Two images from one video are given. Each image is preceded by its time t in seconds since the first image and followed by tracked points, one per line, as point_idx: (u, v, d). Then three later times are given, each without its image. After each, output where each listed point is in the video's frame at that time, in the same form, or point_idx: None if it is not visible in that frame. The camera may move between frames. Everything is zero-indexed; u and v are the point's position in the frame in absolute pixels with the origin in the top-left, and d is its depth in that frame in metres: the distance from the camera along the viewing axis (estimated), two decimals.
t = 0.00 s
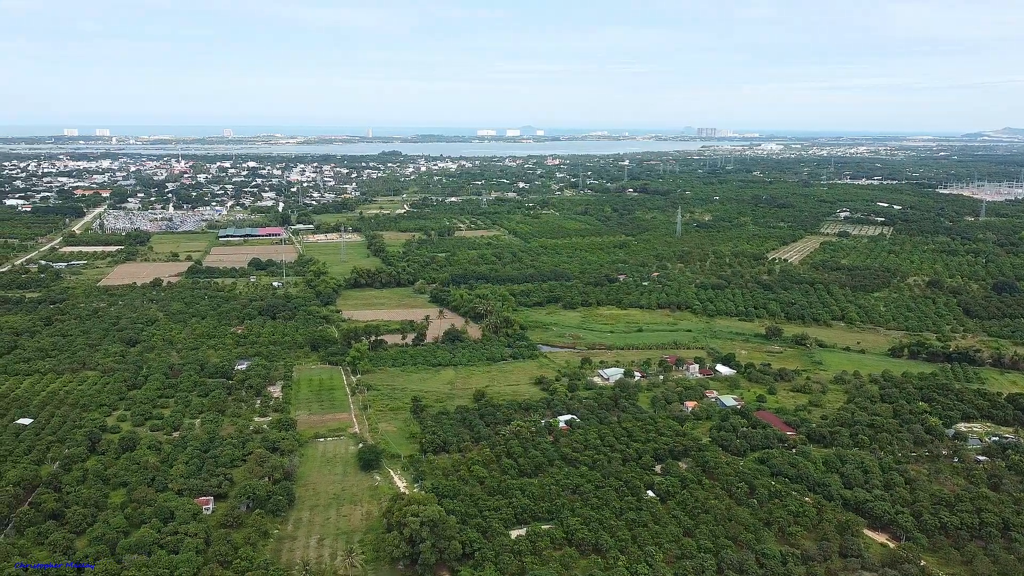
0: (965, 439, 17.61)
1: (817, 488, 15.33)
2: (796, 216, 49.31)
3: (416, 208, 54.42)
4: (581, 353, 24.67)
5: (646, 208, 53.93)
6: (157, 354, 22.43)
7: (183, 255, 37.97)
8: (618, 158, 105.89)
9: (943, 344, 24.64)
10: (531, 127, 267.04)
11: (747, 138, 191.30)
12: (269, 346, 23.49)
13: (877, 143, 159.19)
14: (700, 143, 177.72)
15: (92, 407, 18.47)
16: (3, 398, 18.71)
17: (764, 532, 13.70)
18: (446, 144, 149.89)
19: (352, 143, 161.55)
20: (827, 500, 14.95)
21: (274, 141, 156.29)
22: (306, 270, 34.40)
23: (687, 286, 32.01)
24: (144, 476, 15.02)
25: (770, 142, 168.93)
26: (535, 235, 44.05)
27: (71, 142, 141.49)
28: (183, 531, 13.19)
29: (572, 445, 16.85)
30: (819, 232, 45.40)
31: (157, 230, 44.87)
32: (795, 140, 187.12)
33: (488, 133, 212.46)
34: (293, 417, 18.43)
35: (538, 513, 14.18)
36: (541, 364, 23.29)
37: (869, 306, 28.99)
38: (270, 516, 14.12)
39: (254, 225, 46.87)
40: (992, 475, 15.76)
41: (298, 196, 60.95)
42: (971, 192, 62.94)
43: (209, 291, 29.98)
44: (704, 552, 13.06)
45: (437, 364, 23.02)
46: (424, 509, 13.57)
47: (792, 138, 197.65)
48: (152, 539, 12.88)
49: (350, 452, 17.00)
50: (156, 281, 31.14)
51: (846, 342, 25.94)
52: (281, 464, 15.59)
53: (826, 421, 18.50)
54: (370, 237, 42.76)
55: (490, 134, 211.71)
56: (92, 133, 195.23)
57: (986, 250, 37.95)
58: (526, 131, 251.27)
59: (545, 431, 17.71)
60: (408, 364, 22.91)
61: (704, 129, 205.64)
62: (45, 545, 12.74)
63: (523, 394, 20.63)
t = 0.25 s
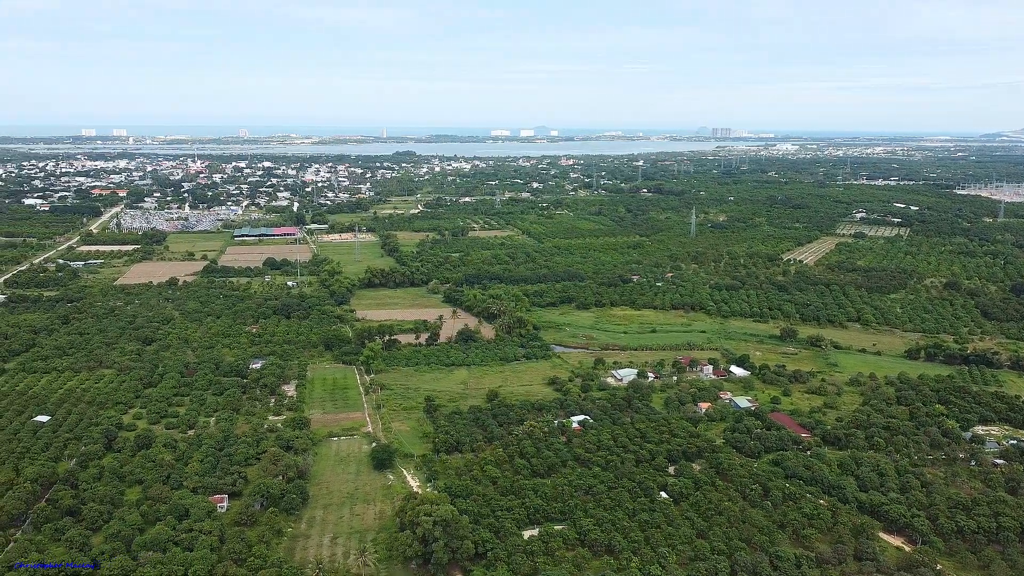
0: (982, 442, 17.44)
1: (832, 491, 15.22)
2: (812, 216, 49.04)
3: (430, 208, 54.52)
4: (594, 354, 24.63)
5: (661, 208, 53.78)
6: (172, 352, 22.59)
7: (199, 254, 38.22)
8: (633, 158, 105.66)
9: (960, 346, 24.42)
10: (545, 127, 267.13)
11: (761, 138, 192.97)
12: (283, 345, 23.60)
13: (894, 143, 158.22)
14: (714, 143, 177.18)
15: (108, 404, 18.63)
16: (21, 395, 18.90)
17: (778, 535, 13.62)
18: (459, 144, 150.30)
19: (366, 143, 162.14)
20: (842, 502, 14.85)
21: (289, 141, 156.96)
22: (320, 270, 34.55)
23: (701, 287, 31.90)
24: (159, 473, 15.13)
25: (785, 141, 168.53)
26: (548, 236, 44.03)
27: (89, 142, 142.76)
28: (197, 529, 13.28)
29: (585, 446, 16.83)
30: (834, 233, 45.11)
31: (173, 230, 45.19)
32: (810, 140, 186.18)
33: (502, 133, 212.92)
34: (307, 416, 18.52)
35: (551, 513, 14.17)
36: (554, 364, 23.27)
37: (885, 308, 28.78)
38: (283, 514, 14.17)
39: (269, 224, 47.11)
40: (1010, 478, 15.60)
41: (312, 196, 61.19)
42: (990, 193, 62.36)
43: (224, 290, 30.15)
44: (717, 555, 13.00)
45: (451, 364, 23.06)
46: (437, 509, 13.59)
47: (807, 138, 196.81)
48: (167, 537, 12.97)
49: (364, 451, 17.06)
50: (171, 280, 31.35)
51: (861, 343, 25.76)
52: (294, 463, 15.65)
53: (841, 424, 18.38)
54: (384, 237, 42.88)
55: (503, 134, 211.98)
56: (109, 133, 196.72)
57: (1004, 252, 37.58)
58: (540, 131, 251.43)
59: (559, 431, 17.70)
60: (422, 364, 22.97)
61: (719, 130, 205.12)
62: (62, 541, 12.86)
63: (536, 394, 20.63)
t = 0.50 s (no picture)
0: (1000, 446, 17.27)
1: (847, 493, 15.12)
2: (827, 217, 48.73)
3: (444, 208, 54.62)
4: (607, 354, 24.59)
5: (675, 208, 53.62)
6: (188, 351, 22.74)
7: (214, 254, 38.46)
8: (647, 159, 105.38)
9: (978, 349, 24.19)
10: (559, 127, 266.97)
11: (777, 138, 192.28)
12: (298, 345, 23.71)
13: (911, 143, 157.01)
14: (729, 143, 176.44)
15: (124, 402, 18.78)
16: (39, 393, 19.09)
17: (792, 537, 13.55)
18: (473, 144, 150.37)
19: (381, 143, 162.66)
20: (857, 505, 14.74)
21: (304, 141, 157.65)
22: (335, 270, 34.68)
23: (715, 288, 31.78)
24: (174, 471, 15.24)
25: (800, 142, 167.57)
26: (562, 236, 44.00)
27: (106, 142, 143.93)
28: (212, 526, 13.36)
29: (598, 446, 16.80)
30: (851, 233, 44.81)
31: (189, 229, 45.49)
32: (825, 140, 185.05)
33: (516, 133, 213.08)
34: (321, 415, 18.60)
35: (564, 514, 14.15)
36: (567, 365, 23.25)
37: (902, 310, 28.55)
38: (297, 513, 14.24)
39: (284, 224, 47.35)
40: None
41: (327, 196, 61.45)
42: (1009, 194, 61.72)
43: (239, 289, 30.32)
44: (730, 556, 12.95)
45: (464, 364, 23.10)
46: (450, 509, 13.61)
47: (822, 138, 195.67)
48: (182, 534, 13.06)
49: (377, 450, 17.11)
50: (187, 279, 31.56)
51: (877, 345, 25.58)
52: (308, 462, 15.72)
53: (857, 426, 18.25)
54: (398, 237, 42.99)
55: (517, 134, 212.08)
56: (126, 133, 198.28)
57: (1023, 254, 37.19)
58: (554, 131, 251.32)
59: (572, 431, 17.69)
60: (435, 363, 23.02)
61: (733, 130, 204.29)
62: (79, 538, 12.97)
63: (549, 394, 20.62)
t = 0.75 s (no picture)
0: (1018, 449, 17.09)
1: (862, 496, 15.01)
2: (843, 218, 48.41)
3: (458, 208, 54.70)
4: (621, 355, 24.54)
5: (689, 209, 53.46)
6: (203, 350, 22.89)
7: (229, 253, 38.68)
8: (661, 159, 105.10)
9: (996, 351, 23.95)
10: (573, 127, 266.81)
11: (792, 138, 193.20)
12: (312, 344, 23.81)
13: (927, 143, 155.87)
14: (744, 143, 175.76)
15: (140, 400, 18.93)
16: (56, 391, 19.27)
17: (807, 540, 13.47)
18: (486, 144, 150.56)
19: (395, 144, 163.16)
20: (872, 508, 14.63)
21: (319, 141, 158.22)
22: (349, 269, 34.80)
23: (730, 289, 31.64)
24: (189, 469, 15.34)
25: (816, 142, 166.72)
26: (576, 236, 43.95)
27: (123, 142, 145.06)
28: (226, 524, 13.45)
29: (611, 447, 16.77)
30: (866, 234, 44.50)
31: (205, 229, 45.78)
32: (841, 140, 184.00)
33: (530, 133, 213.42)
34: (335, 414, 18.66)
35: (577, 514, 14.13)
36: (581, 365, 23.22)
37: (919, 311, 28.33)
38: (311, 511, 14.30)
39: (298, 224, 47.57)
40: None
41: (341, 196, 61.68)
42: None
43: (254, 288, 30.48)
44: (744, 558, 12.90)
45: (477, 364, 23.12)
46: (463, 508, 13.62)
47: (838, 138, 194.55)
48: (197, 531, 13.14)
49: (390, 449, 17.16)
50: (203, 278, 31.78)
51: (893, 347, 25.39)
52: (322, 461, 15.78)
53: (872, 428, 18.12)
54: (412, 236, 43.09)
55: (531, 134, 212.24)
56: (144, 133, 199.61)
57: None
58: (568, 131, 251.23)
59: (585, 432, 17.67)
60: (448, 363, 23.05)
61: (748, 130, 203.47)
62: (95, 534, 13.08)
63: (563, 395, 20.60)
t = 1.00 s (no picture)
0: None
1: (878, 499, 14.90)
2: (859, 219, 48.07)
3: (472, 208, 54.75)
4: (634, 355, 24.48)
5: (704, 209, 53.27)
6: (218, 348, 23.03)
7: (245, 252, 38.89)
8: (676, 159, 104.81)
9: (1014, 354, 23.70)
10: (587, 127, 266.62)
11: (808, 138, 192.86)
12: (326, 343, 23.90)
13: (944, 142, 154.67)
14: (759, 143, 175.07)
15: (156, 398, 19.07)
16: (74, 388, 19.45)
17: (822, 542, 13.38)
18: (501, 144, 150.68)
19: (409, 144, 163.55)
20: (888, 511, 14.52)
21: (332, 140, 158.95)
22: (363, 269, 34.91)
23: (744, 289, 31.49)
24: (204, 467, 15.44)
25: (832, 142, 165.82)
26: (590, 236, 43.89)
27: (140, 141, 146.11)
28: (240, 521, 13.53)
29: (624, 448, 16.73)
30: (883, 235, 44.18)
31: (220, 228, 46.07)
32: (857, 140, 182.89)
33: (544, 133, 213.42)
34: (349, 413, 18.72)
35: (589, 515, 14.10)
36: (594, 365, 23.18)
37: (936, 313, 28.08)
38: (324, 510, 14.35)
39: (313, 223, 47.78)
40: None
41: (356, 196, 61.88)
42: None
43: (269, 288, 30.64)
44: (758, 561, 12.83)
45: (491, 364, 23.13)
46: (475, 508, 13.63)
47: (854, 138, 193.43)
48: (211, 529, 13.22)
49: (404, 449, 17.19)
50: (218, 277, 31.96)
51: (910, 349, 25.18)
52: (336, 459, 15.83)
53: (888, 431, 17.98)
54: (426, 236, 43.18)
55: (545, 134, 212.27)
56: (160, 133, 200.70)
57: None
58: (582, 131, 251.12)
59: (598, 433, 17.63)
60: (462, 363, 23.08)
61: (763, 130, 202.69)
62: (111, 531, 13.19)
63: (576, 395, 20.57)
